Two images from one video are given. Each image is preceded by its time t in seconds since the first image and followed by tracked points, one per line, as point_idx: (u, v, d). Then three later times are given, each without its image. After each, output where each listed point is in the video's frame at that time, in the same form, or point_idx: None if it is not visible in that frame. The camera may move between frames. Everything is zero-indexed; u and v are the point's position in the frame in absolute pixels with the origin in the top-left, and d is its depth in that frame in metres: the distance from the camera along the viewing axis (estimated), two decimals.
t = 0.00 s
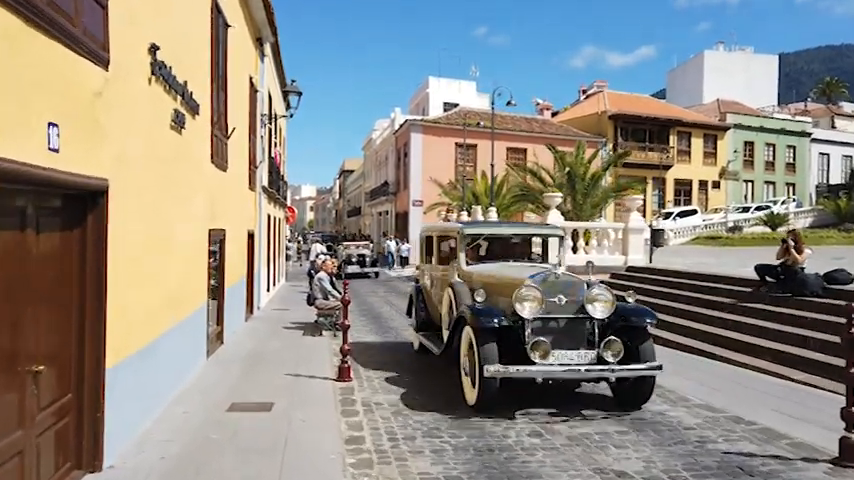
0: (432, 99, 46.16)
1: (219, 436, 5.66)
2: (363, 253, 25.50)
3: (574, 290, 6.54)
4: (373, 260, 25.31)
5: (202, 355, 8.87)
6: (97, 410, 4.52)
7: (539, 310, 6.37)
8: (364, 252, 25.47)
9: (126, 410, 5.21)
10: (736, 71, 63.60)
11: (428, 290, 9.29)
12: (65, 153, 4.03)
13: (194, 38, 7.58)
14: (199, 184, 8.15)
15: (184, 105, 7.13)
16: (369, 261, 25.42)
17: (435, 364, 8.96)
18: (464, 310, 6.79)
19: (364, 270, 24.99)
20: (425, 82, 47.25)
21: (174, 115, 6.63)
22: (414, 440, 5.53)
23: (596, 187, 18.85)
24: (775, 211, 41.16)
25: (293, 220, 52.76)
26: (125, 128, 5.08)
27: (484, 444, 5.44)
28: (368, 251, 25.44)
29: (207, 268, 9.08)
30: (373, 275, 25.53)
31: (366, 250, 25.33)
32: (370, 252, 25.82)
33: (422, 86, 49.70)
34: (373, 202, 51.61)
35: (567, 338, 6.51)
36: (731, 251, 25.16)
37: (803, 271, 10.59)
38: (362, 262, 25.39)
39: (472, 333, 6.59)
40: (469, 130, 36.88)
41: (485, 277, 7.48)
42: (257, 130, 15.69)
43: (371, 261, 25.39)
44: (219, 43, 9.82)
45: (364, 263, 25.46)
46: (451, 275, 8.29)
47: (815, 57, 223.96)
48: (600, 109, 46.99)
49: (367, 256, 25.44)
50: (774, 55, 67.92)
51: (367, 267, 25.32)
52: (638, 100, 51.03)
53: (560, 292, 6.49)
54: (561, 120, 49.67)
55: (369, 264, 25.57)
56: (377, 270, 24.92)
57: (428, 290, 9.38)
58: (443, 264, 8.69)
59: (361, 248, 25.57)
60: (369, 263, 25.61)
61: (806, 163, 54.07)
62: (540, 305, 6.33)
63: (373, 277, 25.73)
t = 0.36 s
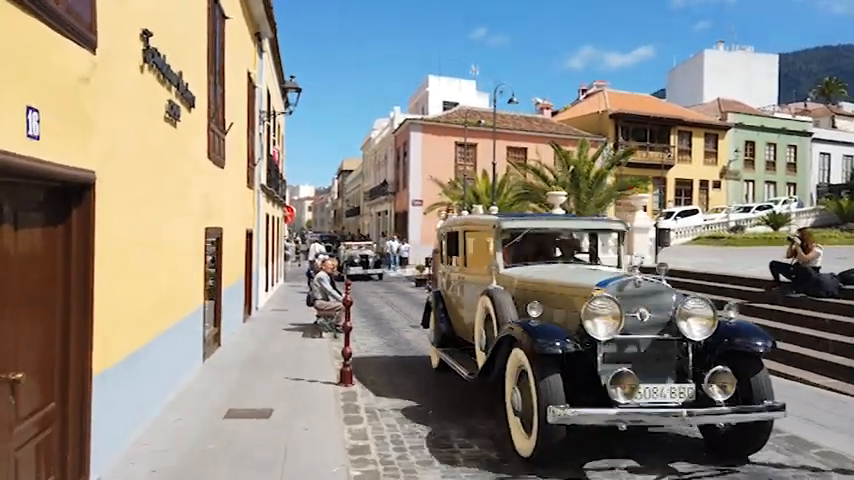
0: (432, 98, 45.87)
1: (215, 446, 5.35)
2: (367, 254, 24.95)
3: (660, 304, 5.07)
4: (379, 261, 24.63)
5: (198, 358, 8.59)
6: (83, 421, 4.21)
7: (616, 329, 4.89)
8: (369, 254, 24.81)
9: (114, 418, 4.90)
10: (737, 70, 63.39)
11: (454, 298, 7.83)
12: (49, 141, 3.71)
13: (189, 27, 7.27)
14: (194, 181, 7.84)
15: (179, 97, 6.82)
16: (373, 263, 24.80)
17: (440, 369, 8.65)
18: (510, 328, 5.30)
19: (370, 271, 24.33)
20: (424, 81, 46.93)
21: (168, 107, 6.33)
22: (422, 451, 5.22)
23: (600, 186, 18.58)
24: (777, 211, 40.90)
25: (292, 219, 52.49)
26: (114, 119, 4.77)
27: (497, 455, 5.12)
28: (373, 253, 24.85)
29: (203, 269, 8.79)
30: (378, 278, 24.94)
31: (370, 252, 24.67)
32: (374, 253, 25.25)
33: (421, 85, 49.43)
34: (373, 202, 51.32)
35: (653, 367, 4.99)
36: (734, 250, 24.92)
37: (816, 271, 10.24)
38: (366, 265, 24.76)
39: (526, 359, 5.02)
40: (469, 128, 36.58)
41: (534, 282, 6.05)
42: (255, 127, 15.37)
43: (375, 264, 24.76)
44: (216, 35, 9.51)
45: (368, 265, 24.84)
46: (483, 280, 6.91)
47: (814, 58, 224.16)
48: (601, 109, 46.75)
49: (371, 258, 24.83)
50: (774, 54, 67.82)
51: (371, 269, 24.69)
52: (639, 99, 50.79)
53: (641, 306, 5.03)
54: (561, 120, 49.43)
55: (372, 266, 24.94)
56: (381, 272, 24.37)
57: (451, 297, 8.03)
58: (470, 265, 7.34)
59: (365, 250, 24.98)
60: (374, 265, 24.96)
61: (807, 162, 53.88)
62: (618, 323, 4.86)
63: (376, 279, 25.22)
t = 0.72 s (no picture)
0: (424, 98, 45.53)
1: (197, 459, 5.01)
2: (363, 254, 24.27)
3: (815, 329, 3.57)
4: (377, 262, 23.86)
5: (183, 361, 8.25)
6: (51, 433, 3.87)
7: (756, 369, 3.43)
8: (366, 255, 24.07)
9: (88, 428, 4.55)
10: (728, 71, 63.47)
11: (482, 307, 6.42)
12: (9, 128, 3.36)
13: (173, 14, 6.92)
14: (178, 176, 7.51)
15: (161, 87, 6.48)
16: (370, 265, 24.10)
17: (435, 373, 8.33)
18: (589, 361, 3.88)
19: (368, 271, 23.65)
20: (416, 80, 46.62)
21: (149, 97, 5.98)
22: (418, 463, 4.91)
23: (595, 184, 18.35)
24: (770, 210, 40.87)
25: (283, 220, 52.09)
26: (86, 106, 4.44)
27: (498, 467, 4.82)
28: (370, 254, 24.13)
29: (188, 268, 8.45)
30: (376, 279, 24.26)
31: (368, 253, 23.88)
32: (371, 253, 24.57)
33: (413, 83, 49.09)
34: (364, 201, 50.98)
35: (804, 422, 3.53)
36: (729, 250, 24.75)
37: (820, 272, 10.05)
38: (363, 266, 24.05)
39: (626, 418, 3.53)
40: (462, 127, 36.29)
41: (604, 292, 4.67)
42: (244, 123, 14.97)
43: (371, 265, 24.04)
44: (203, 26, 9.16)
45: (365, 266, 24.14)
46: (527, 291, 5.48)
47: (804, 59, 225.49)
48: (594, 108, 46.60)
49: (368, 259, 24.12)
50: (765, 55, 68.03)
51: (369, 269, 23.98)
52: (631, 99, 50.67)
53: (789, 333, 3.53)
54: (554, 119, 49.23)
55: (369, 267, 24.22)
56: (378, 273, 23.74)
57: (474, 304, 6.64)
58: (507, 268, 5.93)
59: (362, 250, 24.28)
60: (370, 267, 24.26)
61: (799, 162, 53.94)
62: (759, 360, 3.42)
63: (372, 280, 24.56)
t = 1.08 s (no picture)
0: (411, 96, 45.17)
1: (167, 478, 4.61)
2: (354, 254, 23.19)
3: None
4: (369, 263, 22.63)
5: (159, 368, 7.86)
6: None
7: None
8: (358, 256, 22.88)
9: (43, 446, 4.14)
10: (714, 70, 63.74)
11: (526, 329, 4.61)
12: None
13: None
14: (151, 172, 7.08)
15: (132, 77, 6.08)
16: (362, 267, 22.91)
17: (425, 379, 7.97)
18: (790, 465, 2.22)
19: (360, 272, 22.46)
20: (404, 79, 46.24)
21: (117, 86, 5.59)
22: None
23: (586, 183, 18.05)
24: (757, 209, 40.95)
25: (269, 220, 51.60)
26: (42, 90, 4.04)
27: None
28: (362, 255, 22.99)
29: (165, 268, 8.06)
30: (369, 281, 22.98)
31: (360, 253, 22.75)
32: (363, 253, 23.41)
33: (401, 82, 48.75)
34: (351, 201, 50.56)
35: None
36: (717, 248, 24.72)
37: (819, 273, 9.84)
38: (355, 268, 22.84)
39: None
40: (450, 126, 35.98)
41: (749, 322, 2.86)
42: (227, 121, 14.55)
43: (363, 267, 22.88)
44: (180, 16, 8.74)
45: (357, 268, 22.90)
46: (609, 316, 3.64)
47: (786, 59, 227.83)
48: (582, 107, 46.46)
49: (359, 260, 22.98)
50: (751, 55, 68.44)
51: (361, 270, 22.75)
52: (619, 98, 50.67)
53: None
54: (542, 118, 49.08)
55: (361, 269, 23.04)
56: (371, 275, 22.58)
57: (511, 318, 4.90)
58: (555, 278, 4.26)
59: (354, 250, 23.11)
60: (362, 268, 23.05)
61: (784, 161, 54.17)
62: None
63: (365, 283, 23.41)
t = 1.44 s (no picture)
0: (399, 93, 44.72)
1: None
2: (347, 253, 22.19)
3: None
4: (364, 264, 21.59)
5: (137, 372, 7.45)
6: None
7: None
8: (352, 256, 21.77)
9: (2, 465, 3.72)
10: (701, 70, 63.87)
11: (640, 366, 3.01)
12: None
13: None
14: (127, 165, 6.64)
15: (106, 61, 5.64)
16: (356, 268, 21.81)
17: (418, 381, 7.60)
18: None
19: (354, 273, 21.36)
20: (391, 76, 45.85)
21: (89, 71, 5.17)
22: None
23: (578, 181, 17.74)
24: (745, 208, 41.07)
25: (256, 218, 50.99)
26: None
27: None
28: (356, 255, 21.91)
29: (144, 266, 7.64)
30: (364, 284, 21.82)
31: (353, 252, 21.65)
32: (356, 253, 22.40)
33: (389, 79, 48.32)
34: (339, 199, 50.07)
35: None
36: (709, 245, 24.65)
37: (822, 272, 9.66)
38: (349, 268, 21.71)
39: None
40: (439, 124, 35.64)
41: None
42: (211, 115, 14.10)
43: (357, 268, 21.81)
44: None
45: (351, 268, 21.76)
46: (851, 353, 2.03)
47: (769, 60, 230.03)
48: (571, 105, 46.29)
49: (353, 260, 21.91)
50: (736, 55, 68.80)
51: (356, 271, 21.59)
52: (607, 97, 50.65)
53: None
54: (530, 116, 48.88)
55: (355, 271, 21.94)
56: (366, 276, 21.54)
57: (618, 341, 3.19)
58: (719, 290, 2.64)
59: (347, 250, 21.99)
60: (356, 270, 21.94)
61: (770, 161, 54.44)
62: None
63: (359, 285, 22.29)
